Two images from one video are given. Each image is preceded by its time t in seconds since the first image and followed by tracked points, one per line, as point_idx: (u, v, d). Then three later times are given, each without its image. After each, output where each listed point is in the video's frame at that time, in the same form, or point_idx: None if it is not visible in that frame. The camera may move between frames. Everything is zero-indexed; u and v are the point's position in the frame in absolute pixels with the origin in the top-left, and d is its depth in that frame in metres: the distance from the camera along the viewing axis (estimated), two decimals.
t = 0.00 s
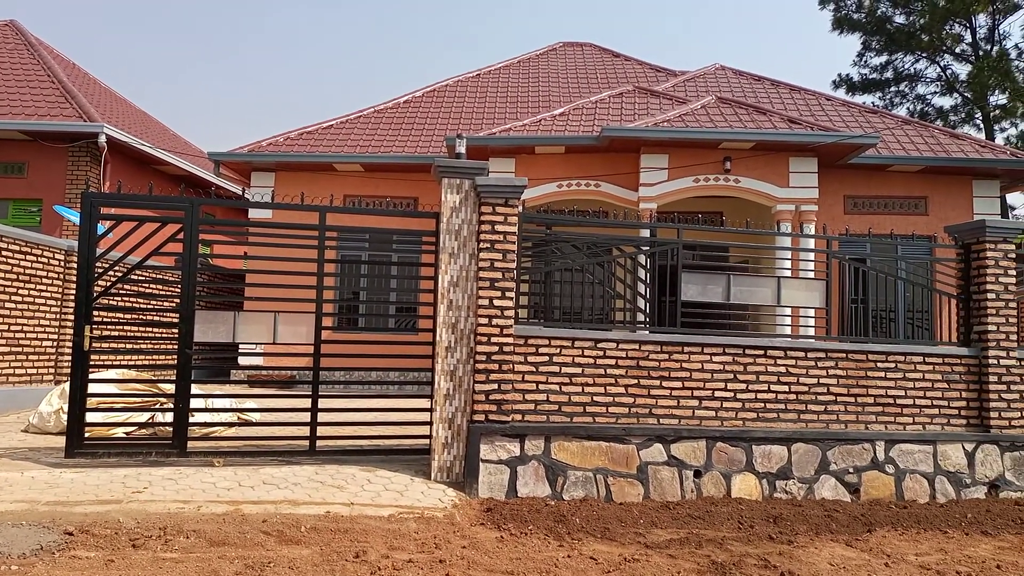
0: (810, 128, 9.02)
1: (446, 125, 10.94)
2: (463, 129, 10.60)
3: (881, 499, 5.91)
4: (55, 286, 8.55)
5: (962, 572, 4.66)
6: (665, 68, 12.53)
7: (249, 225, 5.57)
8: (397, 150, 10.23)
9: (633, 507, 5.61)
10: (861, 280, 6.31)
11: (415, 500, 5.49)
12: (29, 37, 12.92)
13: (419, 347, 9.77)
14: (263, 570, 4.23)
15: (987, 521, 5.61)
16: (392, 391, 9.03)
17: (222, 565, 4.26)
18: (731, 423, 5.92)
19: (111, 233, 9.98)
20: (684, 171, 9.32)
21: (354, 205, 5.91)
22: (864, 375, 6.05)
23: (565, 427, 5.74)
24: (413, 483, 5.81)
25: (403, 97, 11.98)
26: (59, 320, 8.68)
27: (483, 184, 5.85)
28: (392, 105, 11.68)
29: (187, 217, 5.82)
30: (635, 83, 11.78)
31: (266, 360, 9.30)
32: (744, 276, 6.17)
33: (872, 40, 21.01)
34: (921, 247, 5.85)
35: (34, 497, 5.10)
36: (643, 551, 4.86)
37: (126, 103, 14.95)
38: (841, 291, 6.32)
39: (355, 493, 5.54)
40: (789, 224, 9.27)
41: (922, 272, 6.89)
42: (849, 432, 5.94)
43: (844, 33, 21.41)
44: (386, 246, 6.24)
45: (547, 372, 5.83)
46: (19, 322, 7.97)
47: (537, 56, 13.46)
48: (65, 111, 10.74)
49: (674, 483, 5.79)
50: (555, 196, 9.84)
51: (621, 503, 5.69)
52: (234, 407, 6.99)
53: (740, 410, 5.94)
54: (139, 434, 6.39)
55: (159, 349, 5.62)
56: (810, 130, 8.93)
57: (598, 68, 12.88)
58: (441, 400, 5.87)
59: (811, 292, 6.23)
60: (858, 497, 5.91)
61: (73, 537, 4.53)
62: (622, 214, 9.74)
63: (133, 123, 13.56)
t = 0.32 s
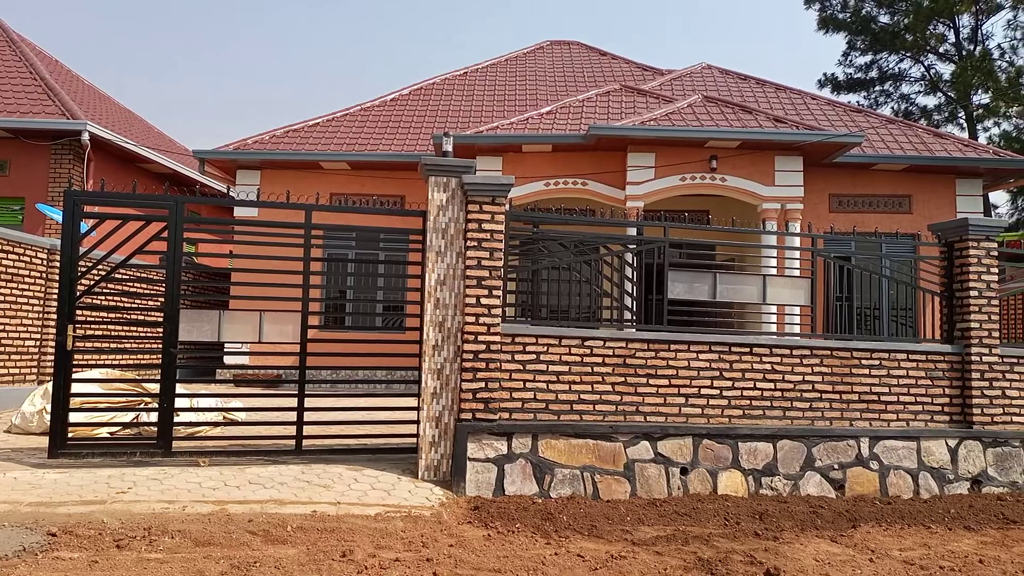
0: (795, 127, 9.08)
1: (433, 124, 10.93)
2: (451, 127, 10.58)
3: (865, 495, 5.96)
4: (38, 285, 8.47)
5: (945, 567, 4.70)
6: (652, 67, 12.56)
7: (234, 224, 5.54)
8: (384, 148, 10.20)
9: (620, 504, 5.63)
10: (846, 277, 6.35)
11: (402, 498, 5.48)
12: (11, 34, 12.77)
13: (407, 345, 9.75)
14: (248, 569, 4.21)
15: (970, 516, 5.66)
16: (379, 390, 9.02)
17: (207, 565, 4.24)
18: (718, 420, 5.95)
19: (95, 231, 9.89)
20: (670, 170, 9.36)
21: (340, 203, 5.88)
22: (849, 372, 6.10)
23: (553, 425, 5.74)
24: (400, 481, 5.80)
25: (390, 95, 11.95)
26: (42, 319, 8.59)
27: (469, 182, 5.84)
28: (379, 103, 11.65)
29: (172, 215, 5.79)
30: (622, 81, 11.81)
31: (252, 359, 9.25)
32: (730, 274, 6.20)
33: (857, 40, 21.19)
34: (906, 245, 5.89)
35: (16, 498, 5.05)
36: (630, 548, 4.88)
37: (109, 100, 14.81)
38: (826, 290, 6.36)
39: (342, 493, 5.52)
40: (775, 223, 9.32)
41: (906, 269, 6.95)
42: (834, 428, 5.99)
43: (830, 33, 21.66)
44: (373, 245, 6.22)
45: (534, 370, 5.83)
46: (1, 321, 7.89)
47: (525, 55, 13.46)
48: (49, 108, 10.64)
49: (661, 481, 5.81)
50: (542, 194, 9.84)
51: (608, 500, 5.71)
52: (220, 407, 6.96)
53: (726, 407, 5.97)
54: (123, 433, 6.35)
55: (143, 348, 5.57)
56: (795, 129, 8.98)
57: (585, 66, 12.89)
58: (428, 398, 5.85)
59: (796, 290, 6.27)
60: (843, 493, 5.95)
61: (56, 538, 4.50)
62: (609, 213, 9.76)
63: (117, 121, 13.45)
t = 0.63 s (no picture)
0: (785, 129, 9.12)
1: (424, 126, 10.92)
2: (441, 129, 10.58)
3: (856, 496, 5.98)
4: (26, 289, 8.41)
5: (935, 567, 4.72)
6: (642, 70, 12.60)
7: (224, 227, 5.52)
8: (374, 151, 10.19)
9: (611, 506, 5.63)
10: (836, 279, 6.38)
11: (393, 502, 5.47)
12: None
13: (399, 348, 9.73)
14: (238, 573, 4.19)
15: (960, 516, 5.70)
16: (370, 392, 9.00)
17: (197, 569, 4.22)
18: (709, 421, 5.96)
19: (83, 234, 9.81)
20: (661, 172, 9.38)
21: (331, 206, 5.87)
22: (839, 373, 6.13)
23: (544, 427, 5.74)
24: (391, 484, 5.79)
25: (380, 97, 11.93)
26: (30, 323, 8.53)
27: (460, 184, 5.84)
28: (370, 105, 11.63)
29: (161, 218, 5.77)
30: (613, 84, 11.83)
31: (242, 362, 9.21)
32: (721, 276, 6.22)
33: (846, 42, 21.35)
34: (895, 246, 5.92)
35: (3, 504, 5.01)
36: (622, 550, 4.89)
37: (98, 103, 14.73)
38: (816, 291, 6.39)
39: (333, 496, 5.51)
40: (764, 225, 9.36)
41: (895, 270, 6.99)
42: (824, 429, 6.01)
43: (819, 35, 21.80)
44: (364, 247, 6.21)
45: (526, 372, 5.83)
46: None
47: (515, 57, 13.47)
48: (37, 111, 10.58)
49: (653, 482, 5.82)
50: (533, 196, 9.84)
51: (600, 502, 5.72)
52: (210, 410, 6.94)
53: (717, 409, 5.99)
54: (113, 438, 6.31)
55: (133, 351, 5.56)
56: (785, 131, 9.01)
57: (576, 69, 12.91)
58: (419, 401, 5.84)
59: (786, 291, 6.30)
60: (833, 494, 5.98)
61: (45, 543, 4.47)
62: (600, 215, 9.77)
63: (106, 123, 13.38)
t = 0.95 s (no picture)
0: (764, 130, 9.19)
1: (406, 126, 10.89)
2: (423, 129, 10.55)
3: (834, 494, 6.05)
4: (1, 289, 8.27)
5: (911, 563, 4.78)
6: (624, 71, 12.63)
7: (204, 227, 5.47)
8: (356, 150, 10.14)
9: (592, 506, 5.65)
10: (815, 279, 6.44)
11: (374, 503, 5.45)
12: None
13: (381, 349, 9.69)
14: None
15: (935, 512, 5.77)
16: (351, 394, 8.95)
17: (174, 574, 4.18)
18: (689, 420, 6.00)
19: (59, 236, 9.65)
20: (642, 172, 9.42)
21: (311, 206, 5.83)
22: (818, 372, 6.19)
23: (526, 427, 5.75)
24: (372, 486, 5.77)
25: (362, 97, 11.88)
26: (5, 324, 8.39)
27: (441, 185, 5.83)
28: (351, 105, 11.58)
29: (139, 219, 5.71)
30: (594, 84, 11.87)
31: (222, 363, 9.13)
32: (701, 276, 6.26)
33: (826, 44, 21.62)
34: (872, 247, 5.99)
35: None
36: (603, 549, 4.91)
37: (73, 101, 14.53)
38: (795, 291, 6.44)
39: (313, 498, 5.48)
40: (745, 225, 9.43)
41: (872, 271, 7.07)
42: (803, 428, 6.07)
43: (799, 37, 22.12)
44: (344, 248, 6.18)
45: (508, 372, 5.84)
46: None
47: (497, 57, 13.46)
48: (13, 110, 10.43)
49: (633, 482, 5.85)
50: (516, 196, 9.84)
51: (581, 502, 5.73)
52: (189, 413, 6.89)
53: (698, 408, 6.03)
54: (89, 441, 6.24)
55: (110, 354, 5.51)
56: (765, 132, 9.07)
57: (558, 69, 12.93)
58: (401, 402, 5.82)
59: (765, 291, 6.35)
60: (812, 492, 6.03)
61: (19, 549, 4.40)
62: (581, 215, 9.80)
63: (82, 122, 13.20)
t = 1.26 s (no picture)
0: (741, 130, 9.28)
1: (385, 123, 10.84)
2: (402, 127, 10.52)
3: (808, 490, 6.12)
4: None
5: (883, 558, 4.85)
6: (602, 70, 12.68)
7: (178, 222, 5.41)
8: (333, 148, 10.08)
9: (569, 503, 5.67)
10: (789, 278, 6.51)
11: (351, 502, 5.43)
12: None
13: (358, 347, 9.66)
14: None
15: (907, 508, 5.86)
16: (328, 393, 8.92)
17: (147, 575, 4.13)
18: (666, 418, 6.05)
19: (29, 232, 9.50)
20: (621, 171, 9.46)
21: (287, 204, 5.78)
22: (792, 369, 6.25)
23: (503, 425, 5.75)
24: (348, 485, 5.74)
25: (340, 94, 11.81)
26: None
27: (419, 182, 5.82)
28: (329, 102, 11.51)
29: (111, 216, 5.64)
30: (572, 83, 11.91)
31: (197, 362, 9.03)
32: (678, 275, 6.31)
33: (801, 46, 21.89)
34: (845, 246, 6.07)
35: None
36: (580, 547, 4.93)
37: (44, 96, 14.28)
38: (770, 290, 6.51)
39: (289, 497, 5.44)
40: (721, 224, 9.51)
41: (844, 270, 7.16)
42: (778, 425, 6.14)
43: (775, 38, 22.40)
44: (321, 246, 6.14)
45: (486, 370, 5.83)
46: None
47: (476, 55, 13.45)
48: None
49: (611, 479, 5.87)
50: (495, 195, 9.84)
51: (558, 500, 5.75)
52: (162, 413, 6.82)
53: (674, 406, 6.07)
54: (60, 441, 6.16)
55: (81, 352, 5.43)
56: (741, 132, 9.16)
57: (537, 68, 12.95)
58: (377, 400, 5.76)
59: (741, 290, 6.41)
60: (787, 488, 6.10)
61: None
62: (559, 214, 9.82)
63: (53, 117, 12.99)
